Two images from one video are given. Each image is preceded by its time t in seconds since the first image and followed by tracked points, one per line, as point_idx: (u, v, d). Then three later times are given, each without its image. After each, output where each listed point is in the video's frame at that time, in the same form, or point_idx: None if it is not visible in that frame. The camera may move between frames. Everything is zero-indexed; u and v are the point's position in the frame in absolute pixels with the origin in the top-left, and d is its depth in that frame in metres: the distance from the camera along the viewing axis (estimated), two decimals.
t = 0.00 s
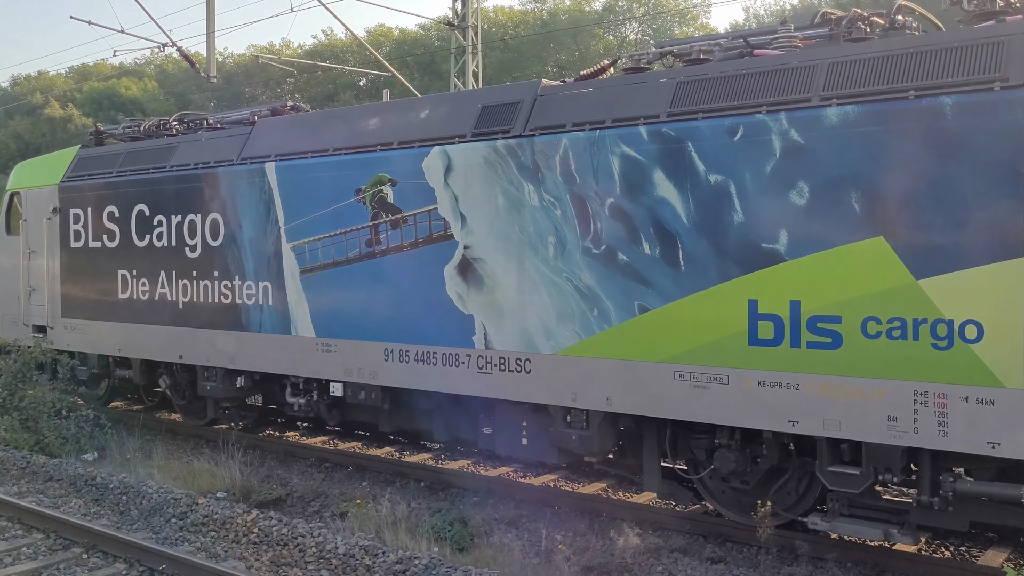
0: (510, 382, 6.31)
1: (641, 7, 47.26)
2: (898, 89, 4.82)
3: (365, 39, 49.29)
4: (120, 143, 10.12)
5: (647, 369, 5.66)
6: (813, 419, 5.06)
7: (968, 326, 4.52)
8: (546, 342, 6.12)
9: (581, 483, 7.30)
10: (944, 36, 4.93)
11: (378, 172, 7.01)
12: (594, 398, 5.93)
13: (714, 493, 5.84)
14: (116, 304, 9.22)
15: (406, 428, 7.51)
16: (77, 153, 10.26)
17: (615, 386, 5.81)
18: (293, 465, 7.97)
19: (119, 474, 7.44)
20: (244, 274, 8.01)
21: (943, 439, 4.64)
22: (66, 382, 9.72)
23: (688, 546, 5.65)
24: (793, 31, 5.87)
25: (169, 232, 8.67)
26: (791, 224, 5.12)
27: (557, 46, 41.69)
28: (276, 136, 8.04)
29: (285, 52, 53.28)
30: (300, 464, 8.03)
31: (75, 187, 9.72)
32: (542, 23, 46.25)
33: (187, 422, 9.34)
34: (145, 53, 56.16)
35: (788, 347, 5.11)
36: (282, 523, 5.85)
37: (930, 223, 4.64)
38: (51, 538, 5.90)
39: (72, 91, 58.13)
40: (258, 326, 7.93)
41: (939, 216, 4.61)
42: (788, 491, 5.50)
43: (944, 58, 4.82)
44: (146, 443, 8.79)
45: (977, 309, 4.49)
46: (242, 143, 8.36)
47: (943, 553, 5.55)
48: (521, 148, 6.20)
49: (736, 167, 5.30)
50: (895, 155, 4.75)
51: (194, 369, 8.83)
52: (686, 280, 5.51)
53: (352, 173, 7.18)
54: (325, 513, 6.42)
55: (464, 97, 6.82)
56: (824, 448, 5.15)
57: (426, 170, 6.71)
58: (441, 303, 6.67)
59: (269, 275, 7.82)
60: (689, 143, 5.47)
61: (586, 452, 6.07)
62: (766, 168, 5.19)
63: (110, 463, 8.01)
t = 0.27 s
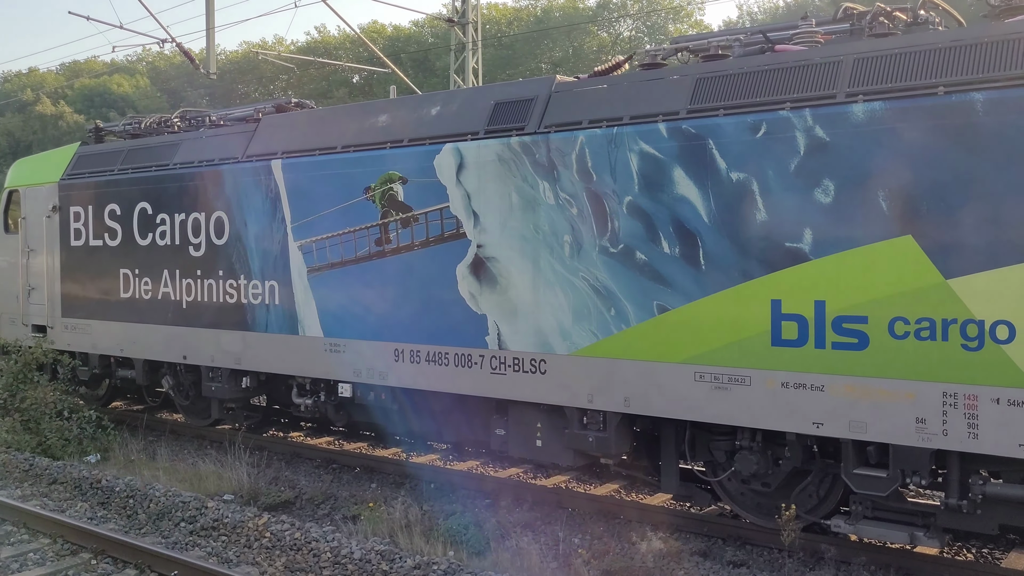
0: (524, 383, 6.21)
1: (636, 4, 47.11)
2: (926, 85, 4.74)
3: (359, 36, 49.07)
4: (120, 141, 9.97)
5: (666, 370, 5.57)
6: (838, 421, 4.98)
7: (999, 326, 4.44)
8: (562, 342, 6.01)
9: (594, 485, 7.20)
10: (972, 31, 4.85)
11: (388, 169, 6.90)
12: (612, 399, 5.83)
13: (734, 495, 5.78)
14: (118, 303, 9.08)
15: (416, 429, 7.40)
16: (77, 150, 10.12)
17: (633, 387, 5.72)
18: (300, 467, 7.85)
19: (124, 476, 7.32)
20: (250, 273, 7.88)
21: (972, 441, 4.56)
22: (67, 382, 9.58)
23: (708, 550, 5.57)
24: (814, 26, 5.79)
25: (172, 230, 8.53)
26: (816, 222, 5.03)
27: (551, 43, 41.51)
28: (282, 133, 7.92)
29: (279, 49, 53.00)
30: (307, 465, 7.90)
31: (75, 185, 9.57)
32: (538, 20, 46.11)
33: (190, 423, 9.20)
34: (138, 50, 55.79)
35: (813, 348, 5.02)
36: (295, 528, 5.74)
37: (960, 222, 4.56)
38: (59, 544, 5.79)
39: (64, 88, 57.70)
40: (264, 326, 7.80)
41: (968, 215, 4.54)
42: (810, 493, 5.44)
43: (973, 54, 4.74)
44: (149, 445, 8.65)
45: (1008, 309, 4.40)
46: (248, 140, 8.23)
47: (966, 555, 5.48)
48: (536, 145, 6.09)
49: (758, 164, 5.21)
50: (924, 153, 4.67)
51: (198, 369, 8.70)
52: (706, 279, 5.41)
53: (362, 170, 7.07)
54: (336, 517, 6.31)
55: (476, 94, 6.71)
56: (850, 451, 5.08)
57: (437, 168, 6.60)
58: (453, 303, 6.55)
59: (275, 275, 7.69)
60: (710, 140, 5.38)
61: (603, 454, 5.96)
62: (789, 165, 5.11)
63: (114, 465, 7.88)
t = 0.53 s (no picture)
0: (548, 383, 6.07)
1: (640, 2, 46.94)
2: (968, 75, 4.60)
3: (364, 35, 48.98)
4: (131, 140, 9.87)
5: (696, 369, 5.43)
6: (877, 421, 4.83)
7: None
8: (587, 342, 5.88)
9: (617, 487, 7.08)
10: (1015, 20, 4.70)
11: (407, 166, 6.77)
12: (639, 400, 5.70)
13: (765, 498, 5.65)
14: (131, 304, 8.97)
15: (436, 431, 7.27)
16: (87, 150, 10.02)
17: (662, 387, 5.58)
18: (317, 470, 7.70)
19: (139, 480, 7.20)
20: (265, 272, 7.76)
21: (1019, 443, 4.41)
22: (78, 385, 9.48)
23: (740, 554, 5.44)
24: (846, 17, 5.66)
25: (185, 229, 8.42)
26: (853, 217, 4.89)
27: (554, 42, 41.36)
28: (297, 130, 7.79)
29: (283, 49, 52.94)
30: (323, 468, 7.78)
31: (86, 185, 9.47)
32: (543, 19, 45.97)
33: (203, 426, 9.04)
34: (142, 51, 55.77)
35: (850, 347, 4.88)
36: (316, 533, 5.61)
37: (1005, 216, 4.41)
38: (76, 550, 5.68)
39: (68, 89, 57.66)
40: (280, 327, 7.68)
41: (1014, 209, 4.39)
42: (845, 495, 5.32)
43: (1017, 42, 4.59)
44: (162, 448, 8.54)
45: None
46: (262, 138, 8.11)
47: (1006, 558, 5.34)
48: (560, 140, 5.96)
49: (792, 158, 5.07)
50: (967, 145, 4.52)
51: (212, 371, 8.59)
52: (738, 276, 5.27)
53: (380, 167, 6.94)
54: (358, 521, 6.19)
55: (497, 88, 6.58)
56: (889, 452, 4.95)
57: (458, 164, 6.47)
58: (475, 302, 6.42)
59: (291, 274, 7.57)
60: (742, 134, 5.25)
61: (633, 456, 5.80)
62: (825, 159, 4.97)
63: (128, 468, 7.77)
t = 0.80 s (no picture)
0: (582, 385, 5.94)
1: None
2: None
3: (377, 33, 48.94)
4: (153, 137, 9.80)
5: (738, 371, 5.28)
6: (929, 426, 4.66)
7: None
8: (623, 343, 5.74)
9: (649, 491, 6.96)
10: None
11: (435, 164, 6.65)
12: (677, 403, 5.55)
13: (807, 503, 5.52)
14: (153, 303, 8.90)
15: (464, 433, 7.16)
16: (108, 148, 9.95)
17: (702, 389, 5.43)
18: (343, 472, 7.62)
19: (164, 481, 7.12)
20: (290, 272, 7.67)
21: None
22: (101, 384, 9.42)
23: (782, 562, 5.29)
24: (892, 8, 5.50)
25: (208, 228, 8.33)
26: (904, 215, 4.72)
27: (568, 39, 41.16)
28: (323, 127, 7.69)
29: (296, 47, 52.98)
30: (349, 470, 7.68)
31: (107, 183, 9.41)
32: (556, 16, 45.77)
33: (226, 426, 8.99)
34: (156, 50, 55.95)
35: (900, 349, 4.71)
36: (348, 538, 5.50)
37: None
38: (103, 554, 5.59)
39: (83, 88, 57.91)
40: (305, 326, 7.58)
41: None
42: (892, 501, 5.17)
43: None
44: (186, 448, 8.47)
45: None
46: (286, 135, 8.01)
47: None
48: (595, 136, 5.82)
49: (840, 154, 4.91)
50: None
51: (236, 371, 8.50)
52: (782, 276, 5.12)
53: (408, 165, 6.82)
54: (388, 525, 6.08)
55: (529, 84, 6.44)
56: (941, 458, 4.80)
57: (489, 161, 6.34)
58: (506, 302, 6.29)
59: (317, 273, 7.47)
60: (787, 129, 5.09)
61: (672, 461, 5.65)
62: (874, 155, 4.80)
63: (153, 470, 7.69)
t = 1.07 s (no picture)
0: (613, 387, 5.83)
1: None
2: None
3: (384, 34, 48.95)
4: (169, 138, 9.74)
5: (774, 373, 5.16)
6: (975, 429, 4.53)
7: None
8: (656, 344, 5.62)
9: (677, 495, 6.85)
10: None
11: (460, 163, 6.55)
12: (711, 405, 5.44)
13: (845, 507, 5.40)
14: (171, 305, 8.84)
15: (489, 435, 7.06)
16: (124, 148, 9.89)
17: (738, 391, 5.31)
18: (365, 475, 7.54)
19: (185, 485, 7.03)
20: (311, 272, 7.58)
21: None
22: (118, 387, 9.36)
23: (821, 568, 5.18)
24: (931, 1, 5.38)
25: (227, 229, 8.26)
26: (949, 213, 4.59)
27: (574, 39, 41.07)
28: (343, 126, 7.59)
29: (303, 48, 53.03)
30: (371, 473, 7.59)
31: (124, 184, 9.35)
32: (564, 15, 45.68)
33: (245, 429, 8.92)
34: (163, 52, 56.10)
35: (946, 350, 4.58)
36: (375, 544, 5.40)
37: None
38: (127, 560, 5.50)
39: (91, 90, 58.04)
40: (327, 328, 7.49)
41: None
42: (934, 505, 5.04)
43: None
44: (205, 451, 8.39)
45: None
46: (306, 134, 7.93)
47: None
48: (626, 134, 5.71)
49: (881, 151, 4.79)
50: None
51: (255, 373, 8.42)
52: (821, 275, 5.00)
53: (432, 164, 6.73)
54: (414, 530, 5.98)
55: (556, 81, 6.33)
56: (987, 461, 4.65)
57: (515, 160, 6.24)
58: (534, 303, 6.19)
59: (339, 274, 7.38)
60: (826, 126, 4.97)
61: (706, 464, 5.54)
62: (918, 151, 4.68)
63: (173, 474, 7.60)
